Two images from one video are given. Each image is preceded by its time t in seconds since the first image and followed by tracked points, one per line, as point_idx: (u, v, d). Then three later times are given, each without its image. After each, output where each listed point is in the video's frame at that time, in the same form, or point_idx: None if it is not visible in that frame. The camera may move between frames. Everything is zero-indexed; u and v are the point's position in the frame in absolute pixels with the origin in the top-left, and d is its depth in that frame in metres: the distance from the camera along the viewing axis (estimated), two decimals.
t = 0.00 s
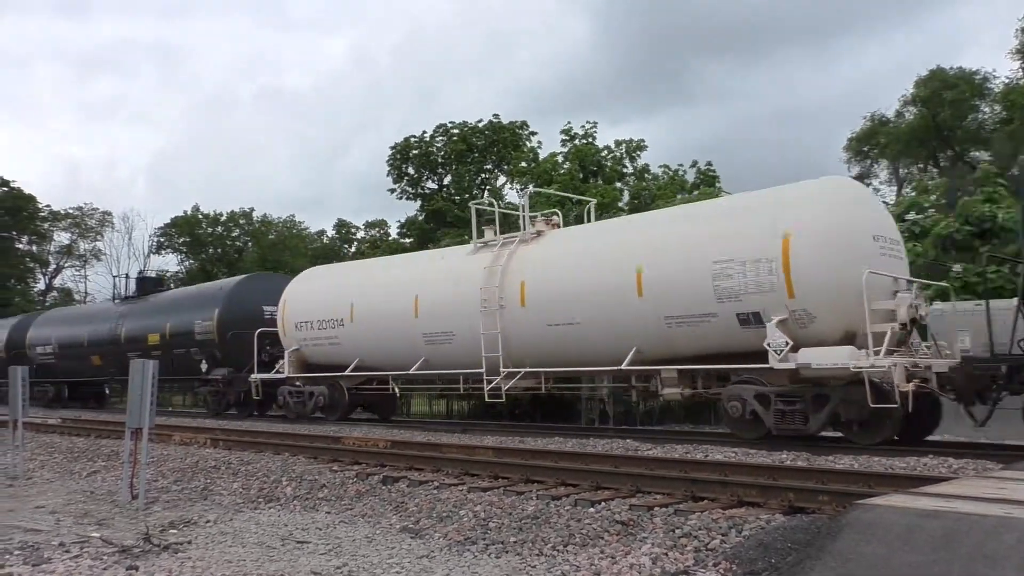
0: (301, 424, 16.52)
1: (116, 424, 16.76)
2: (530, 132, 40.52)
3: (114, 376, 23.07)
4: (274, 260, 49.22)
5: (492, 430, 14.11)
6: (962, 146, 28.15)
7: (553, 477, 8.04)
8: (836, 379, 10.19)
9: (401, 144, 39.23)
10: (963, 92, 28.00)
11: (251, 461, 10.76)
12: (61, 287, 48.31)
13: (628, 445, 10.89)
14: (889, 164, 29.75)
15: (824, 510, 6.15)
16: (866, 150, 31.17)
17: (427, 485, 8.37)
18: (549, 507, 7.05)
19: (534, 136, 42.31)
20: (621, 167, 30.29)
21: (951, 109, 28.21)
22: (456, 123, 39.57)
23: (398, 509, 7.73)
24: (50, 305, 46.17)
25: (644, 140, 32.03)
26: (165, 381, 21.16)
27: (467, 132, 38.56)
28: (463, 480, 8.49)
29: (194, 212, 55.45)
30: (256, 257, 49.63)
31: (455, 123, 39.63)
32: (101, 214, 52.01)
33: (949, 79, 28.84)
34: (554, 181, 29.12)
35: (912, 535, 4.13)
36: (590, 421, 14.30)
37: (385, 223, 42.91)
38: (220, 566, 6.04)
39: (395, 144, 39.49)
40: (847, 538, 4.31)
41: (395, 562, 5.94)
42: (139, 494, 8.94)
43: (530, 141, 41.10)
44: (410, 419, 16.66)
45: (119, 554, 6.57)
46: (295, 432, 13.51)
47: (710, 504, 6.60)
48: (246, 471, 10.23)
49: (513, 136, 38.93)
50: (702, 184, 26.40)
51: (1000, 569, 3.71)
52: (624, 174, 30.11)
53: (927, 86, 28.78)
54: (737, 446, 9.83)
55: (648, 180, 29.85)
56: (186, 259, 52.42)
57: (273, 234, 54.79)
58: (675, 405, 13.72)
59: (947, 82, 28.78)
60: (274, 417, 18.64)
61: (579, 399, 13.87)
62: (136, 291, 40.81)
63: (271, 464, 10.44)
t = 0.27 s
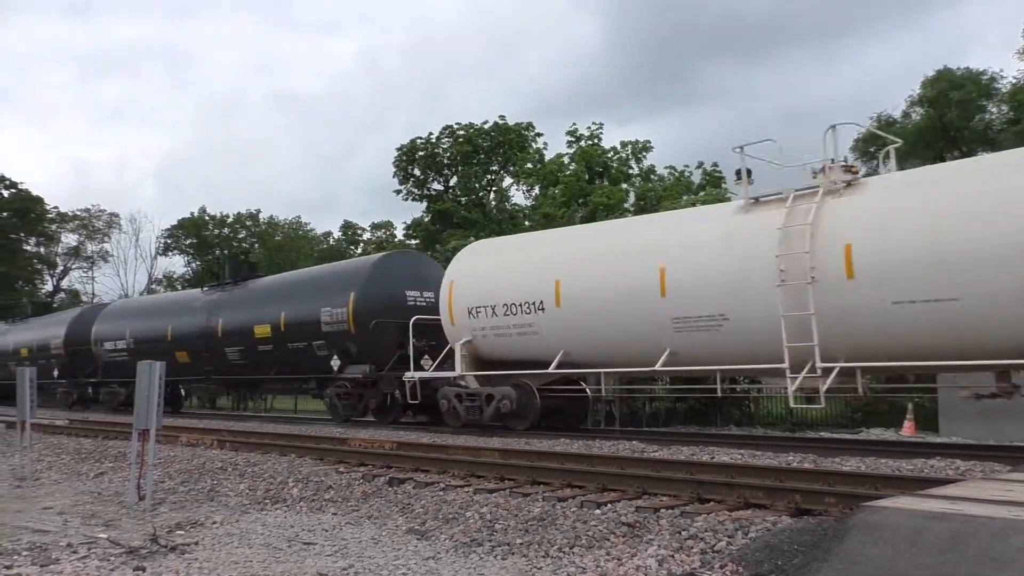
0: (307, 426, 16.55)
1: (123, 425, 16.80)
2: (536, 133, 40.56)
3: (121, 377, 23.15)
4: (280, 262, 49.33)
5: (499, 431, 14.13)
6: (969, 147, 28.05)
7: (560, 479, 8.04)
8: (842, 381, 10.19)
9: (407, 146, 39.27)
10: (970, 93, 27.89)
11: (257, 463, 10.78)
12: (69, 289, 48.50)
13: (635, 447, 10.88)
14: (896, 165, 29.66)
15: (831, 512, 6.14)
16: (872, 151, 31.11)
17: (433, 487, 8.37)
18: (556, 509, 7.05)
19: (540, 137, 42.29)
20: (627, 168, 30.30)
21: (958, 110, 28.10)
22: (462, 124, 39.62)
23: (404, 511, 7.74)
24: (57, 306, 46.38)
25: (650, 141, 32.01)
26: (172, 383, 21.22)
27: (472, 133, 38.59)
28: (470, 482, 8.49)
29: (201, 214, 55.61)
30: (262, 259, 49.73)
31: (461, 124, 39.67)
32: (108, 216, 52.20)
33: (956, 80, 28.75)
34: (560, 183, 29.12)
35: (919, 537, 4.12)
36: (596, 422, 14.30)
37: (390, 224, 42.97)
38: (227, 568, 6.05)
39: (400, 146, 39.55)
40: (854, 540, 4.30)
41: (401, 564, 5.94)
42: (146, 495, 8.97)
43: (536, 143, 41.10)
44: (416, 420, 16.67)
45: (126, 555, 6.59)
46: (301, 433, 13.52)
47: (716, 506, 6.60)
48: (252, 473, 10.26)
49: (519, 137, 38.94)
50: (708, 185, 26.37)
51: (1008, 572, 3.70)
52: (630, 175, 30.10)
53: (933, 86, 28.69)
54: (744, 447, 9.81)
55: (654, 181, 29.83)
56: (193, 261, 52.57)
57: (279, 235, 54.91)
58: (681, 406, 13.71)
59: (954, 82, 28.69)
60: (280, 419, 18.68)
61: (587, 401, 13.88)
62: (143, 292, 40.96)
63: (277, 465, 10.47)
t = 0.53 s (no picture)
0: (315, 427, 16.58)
1: (131, 426, 16.85)
2: (544, 135, 40.59)
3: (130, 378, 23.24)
4: (288, 263, 49.43)
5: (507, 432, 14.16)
6: (979, 148, 27.92)
7: (568, 480, 8.05)
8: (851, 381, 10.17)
9: (414, 148, 39.33)
10: (979, 94, 27.79)
11: (265, 463, 10.81)
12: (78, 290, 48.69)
13: (642, 448, 10.87)
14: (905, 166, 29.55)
15: (839, 515, 6.12)
16: (880, 153, 31.05)
17: (441, 488, 8.38)
18: (563, 510, 7.05)
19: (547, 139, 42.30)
20: (635, 169, 30.30)
21: (968, 111, 27.99)
22: (469, 126, 39.67)
23: (412, 512, 7.76)
24: (66, 306, 46.59)
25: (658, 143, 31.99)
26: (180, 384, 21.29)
27: (480, 135, 38.63)
28: (477, 483, 8.50)
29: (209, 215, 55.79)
30: (270, 260, 49.84)
31: (468, 126, 39.72)
32: (117, 218, 52.39)
33: (966, 81, 28.65)
34: (568, 184, 29.12)
35: (928, 540, 4.11)
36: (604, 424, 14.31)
37: (398, 225, 43.04)
38: (235, 569, 6.07)
39: (408, 148, 39.61)
40: (862, 543, 4.29)
41: (409, 565, 5.95)
42: (155, 496, 9.00)
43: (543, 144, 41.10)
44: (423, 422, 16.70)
45: (135, 556, 6.62)
46: (309, 434, 13.55)
47: (724, 508, 6.59)
48: (260, 474, 10.28)
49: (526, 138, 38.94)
50: (715, 187, 26.35)
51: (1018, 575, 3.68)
52: (638, 176, 30.08)
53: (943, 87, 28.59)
54: (751, 449, 9.80)
55: (662, 182, 29.82)
56: (201, 262, 52.74)
57: (287, 237, 55.04)
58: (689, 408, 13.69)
59: (963, 83, 28.59)
60: (288, 420, 18.72)
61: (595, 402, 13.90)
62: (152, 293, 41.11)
63: (285, 466, 10.49)
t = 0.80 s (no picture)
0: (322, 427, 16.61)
1: (140, 426, 16.91)
2: (551, 135, 40.60)
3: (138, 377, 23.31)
4: (295, 263, 49.53)
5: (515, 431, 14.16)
6: (988, 149, 27.81)
7: (575, 480, 8.04)
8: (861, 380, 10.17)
9: (421, 148, 39.37)
10: (988, 94, 27.67)
11: (273, 463, 10.84)
12: (86, 290, 48.87)
13: (649, 449, 10.85)
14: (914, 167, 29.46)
15: (848, 515, 6.11)
16: (889, 153, 30.96)
17: (449, 488, 8.39)
18: (571, 510, 7.06)
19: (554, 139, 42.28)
20: (642, 170, 30.26)
21: (977, 111, 27.89)
22: (476, 126, 39.68)
23: (419, 511, 7.78)
24: (74, 306, 46.73)
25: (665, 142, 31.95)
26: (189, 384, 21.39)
27: (487, 135, 38.63)
28: (484, 482, 8.51)
29: (217, 215, 55.94)
30: (278, 260, 49.97)
31: (475, 126, 39.74)
32: (125, 218, 52.58)
33: (975, 81, 28.55)
34: (575, 184, 29.13)
35: (936, 541, 4.10)
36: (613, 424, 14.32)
37: (405, 225, 43.09)
38: (244, 567, 6.10)
39: (415, 148, 39.65)
40: (871, 544, 4.29)
41: (416, 564, 5.97)
42: (164, 495, 9.04)
43: (550, 145, 41.11)
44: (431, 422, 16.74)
45: (144, 554, 6.65)
46: (317, 434, 13.59)
47: (732, 508, 6.58)
48: (268, 473, 10.31)
49: (534, 138, 38.94)
50: (723, 187, 26.31)
51: None
52: (645, 176, 30.06)
53: (951, 87, 28.49)
54: (759, 450, 9.79)
55: (669, 182, 29.79)
56: (209, 262, 52.86)
57: (294, 237, 55.17)
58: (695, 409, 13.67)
59: (972, 83, 28.48)
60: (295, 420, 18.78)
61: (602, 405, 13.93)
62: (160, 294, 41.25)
63: (293, 466, 10.51)
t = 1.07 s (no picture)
0: (330, 426, 16.63)
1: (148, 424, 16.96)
2: (558, 135, 40.57)
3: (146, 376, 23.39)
4: (303, 263, 49.63)
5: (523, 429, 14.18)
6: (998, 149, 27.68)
7: (582, 480, 8.03)
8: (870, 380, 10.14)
9: (429, 147, 39.39)
10: (999, 93, 27.53)
11: (281, 462, 10.87)
12: (95, 289, 49.06)
13: (656, 449, 10.83)
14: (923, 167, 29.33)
15: (856, 516, 6.09)
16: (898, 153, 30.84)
17: (455, 487, 8.38)
18: (578, 510, 7.04)
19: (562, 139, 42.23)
20: (650, 169, 30.22)
21: (987, 111, 27.76)
22: (484, 125, 39.69)
23: (426, 511, 7.78)
24: (83, 305, 46.90)
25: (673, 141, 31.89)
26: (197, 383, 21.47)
27: (494, 134, 38.63)
28: (491, 482, 8.50)
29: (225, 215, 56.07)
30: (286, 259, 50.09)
31: (483, 126, 39.74)
32: (134, 217, 52.76)
33: (985, 80, 28.41)
34: (583, 184, 29.10)
35: (945, 543, 4.07)
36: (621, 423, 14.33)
37: (412, 225, 43.13)
38: (251, 566, 6.10)
39: (423, 147, 39.68)
40: (879, 545, 4.27)
41: (423, 564, 5.97)
42: (171, 494, 9.06)
43: (557, 144, 41.08)
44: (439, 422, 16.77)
45: (152, 553, 6.66)
46: (325, 433, 13.61)
47: (739, 509, 6.56)
48: (276, 472, 10.33)
49: (541, 138, 38.92)
50: (731, 187, 26.24)
51: None
52: (653, 176, 30.02)
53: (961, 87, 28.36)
54: (767, 449, 9.77)
55: (677, 182, 29.73)
56: (217, 261, 53.00)
57: (302, 236, 55.28)
58: (702, 409, 13.66)
59: (983, 83, 28.33)
60: (302, 419, 18.81)
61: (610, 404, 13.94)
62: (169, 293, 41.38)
63: (300, 465, 10.52)
